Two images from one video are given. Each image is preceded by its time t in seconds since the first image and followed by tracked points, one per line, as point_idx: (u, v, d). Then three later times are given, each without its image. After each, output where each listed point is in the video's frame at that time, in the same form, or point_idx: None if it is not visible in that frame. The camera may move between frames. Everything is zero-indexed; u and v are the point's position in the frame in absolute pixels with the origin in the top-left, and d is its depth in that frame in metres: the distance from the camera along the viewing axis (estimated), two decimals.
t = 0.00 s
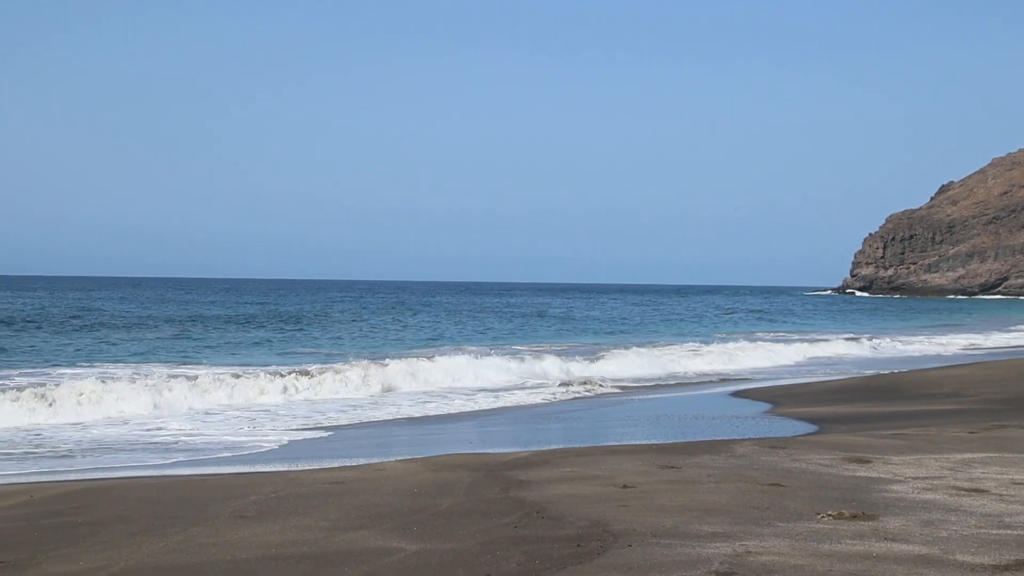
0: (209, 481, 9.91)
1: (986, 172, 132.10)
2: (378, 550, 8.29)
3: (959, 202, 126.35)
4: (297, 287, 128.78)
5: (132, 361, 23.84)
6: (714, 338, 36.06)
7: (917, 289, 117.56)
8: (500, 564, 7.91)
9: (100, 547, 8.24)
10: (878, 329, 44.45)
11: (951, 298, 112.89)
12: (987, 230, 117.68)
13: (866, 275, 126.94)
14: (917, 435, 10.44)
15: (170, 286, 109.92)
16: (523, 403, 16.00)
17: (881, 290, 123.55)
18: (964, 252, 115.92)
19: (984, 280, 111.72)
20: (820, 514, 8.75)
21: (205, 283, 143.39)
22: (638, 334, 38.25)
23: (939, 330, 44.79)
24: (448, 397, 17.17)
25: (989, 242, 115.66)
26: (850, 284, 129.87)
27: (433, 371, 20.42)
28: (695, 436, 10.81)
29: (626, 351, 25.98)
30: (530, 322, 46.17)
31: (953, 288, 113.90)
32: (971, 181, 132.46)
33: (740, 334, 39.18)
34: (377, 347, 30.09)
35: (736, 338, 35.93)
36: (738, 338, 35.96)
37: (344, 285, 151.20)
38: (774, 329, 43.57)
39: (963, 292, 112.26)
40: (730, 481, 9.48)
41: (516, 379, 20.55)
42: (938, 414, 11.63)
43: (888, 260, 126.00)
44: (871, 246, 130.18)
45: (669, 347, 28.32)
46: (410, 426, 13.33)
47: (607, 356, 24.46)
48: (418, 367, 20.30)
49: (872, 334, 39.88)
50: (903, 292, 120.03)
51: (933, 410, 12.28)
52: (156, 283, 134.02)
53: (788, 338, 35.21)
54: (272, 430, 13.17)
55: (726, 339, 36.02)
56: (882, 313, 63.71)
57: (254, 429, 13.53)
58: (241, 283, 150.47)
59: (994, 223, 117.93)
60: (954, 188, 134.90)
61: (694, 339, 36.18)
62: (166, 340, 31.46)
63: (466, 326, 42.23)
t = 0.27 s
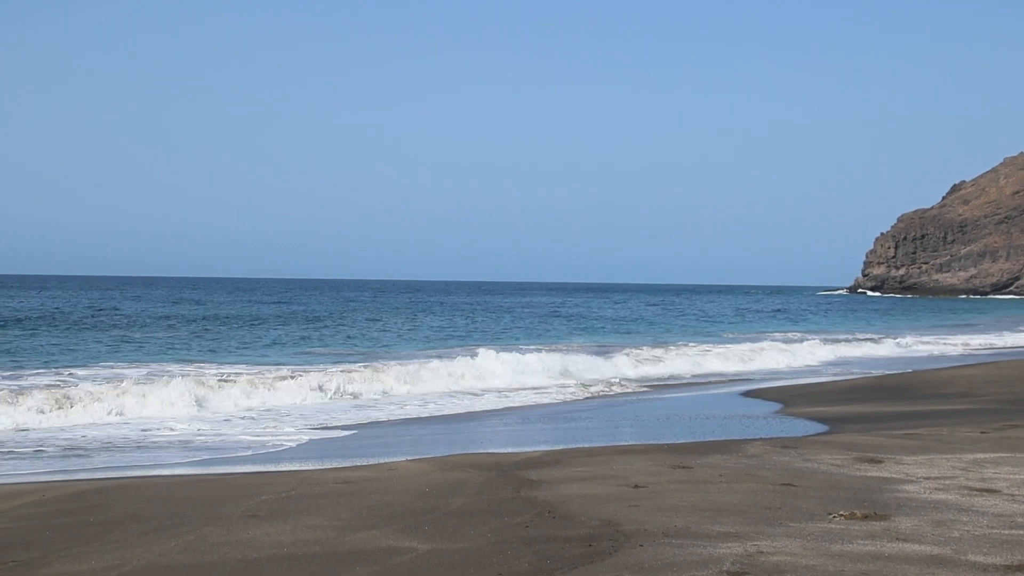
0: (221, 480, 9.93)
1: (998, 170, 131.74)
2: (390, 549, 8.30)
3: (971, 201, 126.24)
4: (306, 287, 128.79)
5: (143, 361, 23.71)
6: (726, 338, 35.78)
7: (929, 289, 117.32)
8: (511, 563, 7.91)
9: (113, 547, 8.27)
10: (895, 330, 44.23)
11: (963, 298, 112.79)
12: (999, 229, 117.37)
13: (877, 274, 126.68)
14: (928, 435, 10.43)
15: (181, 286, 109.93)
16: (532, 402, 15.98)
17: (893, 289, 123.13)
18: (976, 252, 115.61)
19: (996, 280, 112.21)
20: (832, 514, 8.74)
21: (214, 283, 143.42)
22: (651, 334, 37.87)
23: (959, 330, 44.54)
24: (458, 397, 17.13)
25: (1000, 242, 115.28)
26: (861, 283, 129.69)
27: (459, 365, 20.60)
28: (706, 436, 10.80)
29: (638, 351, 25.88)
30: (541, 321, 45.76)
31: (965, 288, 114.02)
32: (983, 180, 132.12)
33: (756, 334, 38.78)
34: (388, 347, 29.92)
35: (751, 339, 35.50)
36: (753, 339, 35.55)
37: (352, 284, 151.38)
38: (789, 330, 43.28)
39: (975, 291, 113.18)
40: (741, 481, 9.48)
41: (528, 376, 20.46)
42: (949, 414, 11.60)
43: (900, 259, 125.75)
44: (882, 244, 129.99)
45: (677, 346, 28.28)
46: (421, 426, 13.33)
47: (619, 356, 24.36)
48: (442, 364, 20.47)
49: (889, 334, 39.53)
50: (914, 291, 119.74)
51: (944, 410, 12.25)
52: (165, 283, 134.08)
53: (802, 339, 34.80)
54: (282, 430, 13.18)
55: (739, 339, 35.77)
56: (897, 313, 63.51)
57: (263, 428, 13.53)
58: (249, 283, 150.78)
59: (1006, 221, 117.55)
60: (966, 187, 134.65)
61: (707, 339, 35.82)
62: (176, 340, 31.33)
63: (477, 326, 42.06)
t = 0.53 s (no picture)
0: (230, 479, 9.93)
1: (1007, 171, 131.54)
2: (398, 549, 8.30)
3: (980, 202, 126.11)
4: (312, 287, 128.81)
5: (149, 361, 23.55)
6: (731, 338, 35.89)
7: (938, 288, 116.87)
8: (520, 563, 7.91)
9: (121, 546, 8.27)
10: (908, 330, 44.09)
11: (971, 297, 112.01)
12: (1007, 229, 116.39)
13: (886, 274, 126.25)
14: (937, 436, 10.42)
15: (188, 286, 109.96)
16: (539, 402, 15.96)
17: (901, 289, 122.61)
18: (985, 251, 115.11)
19: (1005, 280, 111.47)
20: (840, 515, 8.74)
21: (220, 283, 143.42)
22: (656, 334, 37.89)
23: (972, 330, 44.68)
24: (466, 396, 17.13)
25: (1010, 241, 113.96)
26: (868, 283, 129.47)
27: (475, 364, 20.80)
28: (714, 436, 10.79)
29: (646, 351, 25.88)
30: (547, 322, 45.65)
31: (974, 288, 113.36)
32: (993, 181, 131.92)
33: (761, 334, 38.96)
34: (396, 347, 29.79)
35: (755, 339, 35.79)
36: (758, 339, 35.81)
37: (357, 284, 151.47)
38: (799, 330, 43.25)
39: (983, 292, 112.51)
40: (749, 481, 9.47)
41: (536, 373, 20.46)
42: (957, 414, 11.58)
43: (908, 260, 125.52)
44: (891, 245, 129.92)
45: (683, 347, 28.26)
46: (429, 425, 13.33)
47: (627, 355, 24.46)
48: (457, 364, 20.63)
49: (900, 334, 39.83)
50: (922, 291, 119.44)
51: (953, 410, 12.22)
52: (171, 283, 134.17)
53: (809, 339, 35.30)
54: (289, 430, 13.17)
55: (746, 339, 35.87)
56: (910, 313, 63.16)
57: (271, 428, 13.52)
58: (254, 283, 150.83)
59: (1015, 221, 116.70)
60: (975, 187, 134.46)
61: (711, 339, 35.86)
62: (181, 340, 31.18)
63: (484, 325, 41.94)
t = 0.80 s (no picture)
0: (235, 479, 9.92)
1: (1012, 171, 131.62)
2: (403, 548, 8.30)
3: (986, 202, 126.28)
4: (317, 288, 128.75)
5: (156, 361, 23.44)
6: (733, 339, 36.19)
7: (943, 288, 116.98)
8: (526, 563, 7.91)
9: (127, 545, 8.27)
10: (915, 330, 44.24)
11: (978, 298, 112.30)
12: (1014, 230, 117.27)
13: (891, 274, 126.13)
14: (943, 436, 10.42)
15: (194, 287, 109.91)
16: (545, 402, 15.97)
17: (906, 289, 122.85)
18: (991, 252, 115.71)
19: (1011, 281, 112.14)
20: (846, 515, 8.74)
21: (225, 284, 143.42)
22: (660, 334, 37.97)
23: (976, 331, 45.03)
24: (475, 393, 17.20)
25: (1015, 241, 115.02)
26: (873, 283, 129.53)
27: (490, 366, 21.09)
28: (720, 436, 10.79)
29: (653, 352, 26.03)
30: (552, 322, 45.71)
31: (981, 288, 113.62)
32: (998, 181, 131.93)
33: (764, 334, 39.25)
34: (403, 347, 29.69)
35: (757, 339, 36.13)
36: (760, 339, 36.16)
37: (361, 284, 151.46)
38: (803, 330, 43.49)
39: (990, 292, 112.86)
40: (755, 481, 9.46)
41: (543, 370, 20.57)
42: (963, 415, 11.58)
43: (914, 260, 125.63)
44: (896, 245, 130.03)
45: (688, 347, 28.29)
46: (435, 425, 13.33)
47: (632, 355, 24.58)
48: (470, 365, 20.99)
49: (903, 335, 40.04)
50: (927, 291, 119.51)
51: (959, 410, 12.21)
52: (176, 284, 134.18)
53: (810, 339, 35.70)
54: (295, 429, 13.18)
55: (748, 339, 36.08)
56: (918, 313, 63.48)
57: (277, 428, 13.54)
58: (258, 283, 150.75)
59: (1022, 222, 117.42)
60: (981, 188, 134.55)
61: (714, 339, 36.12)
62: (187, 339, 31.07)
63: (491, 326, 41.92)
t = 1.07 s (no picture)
0: (236, 479, 9.90)
1: (1013, 172, 131.42)
2: (404, 548, 8.29)
3: (988, 202, 126.08)
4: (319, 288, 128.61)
5: (158, 361, 23.35)
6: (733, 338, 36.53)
7: (945, 289, 116.88)
8: (526, 563, 7.91)
9: (128, 545, 8.27)
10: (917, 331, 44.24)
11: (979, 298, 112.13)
12: (1015, 231, 117.06)
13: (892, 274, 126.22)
14: (944, 436, 10.40)
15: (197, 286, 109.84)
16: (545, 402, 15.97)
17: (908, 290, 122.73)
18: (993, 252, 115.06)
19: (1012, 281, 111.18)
20: (847, 515, 8.74)
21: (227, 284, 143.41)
22: (661, 334, 37.92)
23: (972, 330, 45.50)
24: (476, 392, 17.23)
25: (1017, 242, 114.54)
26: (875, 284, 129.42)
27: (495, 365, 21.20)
28: (721, 436, 10.78)
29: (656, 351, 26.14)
30: (553, 322, 45.68)
31: (981, 288, 113.37)
32: (999, 182, 131.76)
33: (762, 334, 39.55)
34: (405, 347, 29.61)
35: (756, 338, 36.45)
36: (758, 339, 36.52)
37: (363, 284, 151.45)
38: (802, 330, 43.81)
39: (991, 293, 112.12)
40: (757, 481, 9.46)
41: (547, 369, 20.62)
42: (963, 416, 11.56)
43: (916, 260, 125.46)
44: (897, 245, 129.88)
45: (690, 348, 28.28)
46: (436, 425, 13.33)
47: (633, 356, 24.61)
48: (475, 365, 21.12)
49: (897, 334, 40.73)
50: (928, 291, 119.31)
51: (960, 411, 12.20)
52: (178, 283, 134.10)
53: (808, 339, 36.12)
54: (296, 429, 13.16)
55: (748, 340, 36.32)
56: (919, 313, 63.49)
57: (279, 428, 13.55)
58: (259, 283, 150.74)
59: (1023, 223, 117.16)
60: (984, 188, 134.32)
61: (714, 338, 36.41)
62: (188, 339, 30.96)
63: (493, 326, 41.83)
